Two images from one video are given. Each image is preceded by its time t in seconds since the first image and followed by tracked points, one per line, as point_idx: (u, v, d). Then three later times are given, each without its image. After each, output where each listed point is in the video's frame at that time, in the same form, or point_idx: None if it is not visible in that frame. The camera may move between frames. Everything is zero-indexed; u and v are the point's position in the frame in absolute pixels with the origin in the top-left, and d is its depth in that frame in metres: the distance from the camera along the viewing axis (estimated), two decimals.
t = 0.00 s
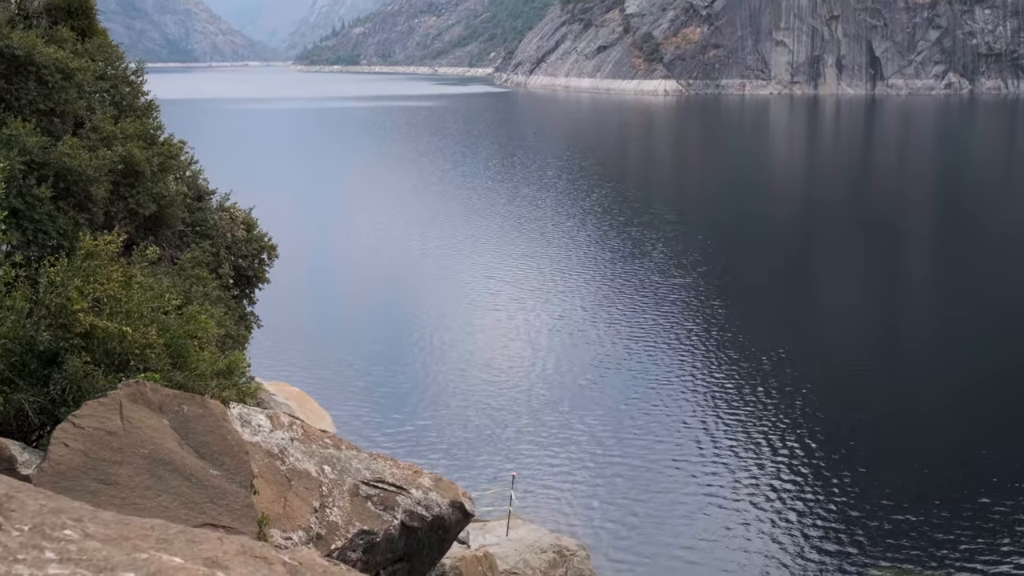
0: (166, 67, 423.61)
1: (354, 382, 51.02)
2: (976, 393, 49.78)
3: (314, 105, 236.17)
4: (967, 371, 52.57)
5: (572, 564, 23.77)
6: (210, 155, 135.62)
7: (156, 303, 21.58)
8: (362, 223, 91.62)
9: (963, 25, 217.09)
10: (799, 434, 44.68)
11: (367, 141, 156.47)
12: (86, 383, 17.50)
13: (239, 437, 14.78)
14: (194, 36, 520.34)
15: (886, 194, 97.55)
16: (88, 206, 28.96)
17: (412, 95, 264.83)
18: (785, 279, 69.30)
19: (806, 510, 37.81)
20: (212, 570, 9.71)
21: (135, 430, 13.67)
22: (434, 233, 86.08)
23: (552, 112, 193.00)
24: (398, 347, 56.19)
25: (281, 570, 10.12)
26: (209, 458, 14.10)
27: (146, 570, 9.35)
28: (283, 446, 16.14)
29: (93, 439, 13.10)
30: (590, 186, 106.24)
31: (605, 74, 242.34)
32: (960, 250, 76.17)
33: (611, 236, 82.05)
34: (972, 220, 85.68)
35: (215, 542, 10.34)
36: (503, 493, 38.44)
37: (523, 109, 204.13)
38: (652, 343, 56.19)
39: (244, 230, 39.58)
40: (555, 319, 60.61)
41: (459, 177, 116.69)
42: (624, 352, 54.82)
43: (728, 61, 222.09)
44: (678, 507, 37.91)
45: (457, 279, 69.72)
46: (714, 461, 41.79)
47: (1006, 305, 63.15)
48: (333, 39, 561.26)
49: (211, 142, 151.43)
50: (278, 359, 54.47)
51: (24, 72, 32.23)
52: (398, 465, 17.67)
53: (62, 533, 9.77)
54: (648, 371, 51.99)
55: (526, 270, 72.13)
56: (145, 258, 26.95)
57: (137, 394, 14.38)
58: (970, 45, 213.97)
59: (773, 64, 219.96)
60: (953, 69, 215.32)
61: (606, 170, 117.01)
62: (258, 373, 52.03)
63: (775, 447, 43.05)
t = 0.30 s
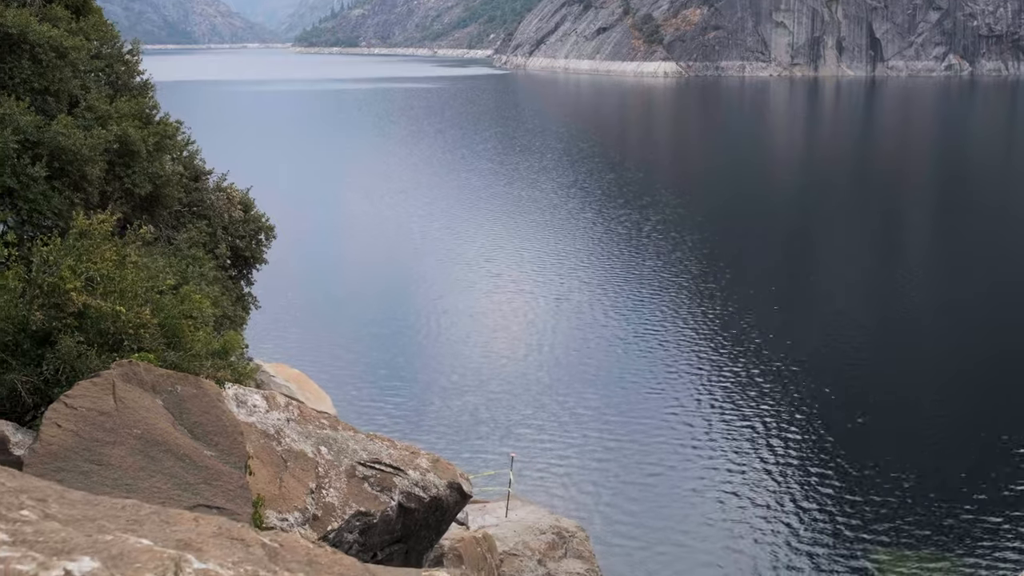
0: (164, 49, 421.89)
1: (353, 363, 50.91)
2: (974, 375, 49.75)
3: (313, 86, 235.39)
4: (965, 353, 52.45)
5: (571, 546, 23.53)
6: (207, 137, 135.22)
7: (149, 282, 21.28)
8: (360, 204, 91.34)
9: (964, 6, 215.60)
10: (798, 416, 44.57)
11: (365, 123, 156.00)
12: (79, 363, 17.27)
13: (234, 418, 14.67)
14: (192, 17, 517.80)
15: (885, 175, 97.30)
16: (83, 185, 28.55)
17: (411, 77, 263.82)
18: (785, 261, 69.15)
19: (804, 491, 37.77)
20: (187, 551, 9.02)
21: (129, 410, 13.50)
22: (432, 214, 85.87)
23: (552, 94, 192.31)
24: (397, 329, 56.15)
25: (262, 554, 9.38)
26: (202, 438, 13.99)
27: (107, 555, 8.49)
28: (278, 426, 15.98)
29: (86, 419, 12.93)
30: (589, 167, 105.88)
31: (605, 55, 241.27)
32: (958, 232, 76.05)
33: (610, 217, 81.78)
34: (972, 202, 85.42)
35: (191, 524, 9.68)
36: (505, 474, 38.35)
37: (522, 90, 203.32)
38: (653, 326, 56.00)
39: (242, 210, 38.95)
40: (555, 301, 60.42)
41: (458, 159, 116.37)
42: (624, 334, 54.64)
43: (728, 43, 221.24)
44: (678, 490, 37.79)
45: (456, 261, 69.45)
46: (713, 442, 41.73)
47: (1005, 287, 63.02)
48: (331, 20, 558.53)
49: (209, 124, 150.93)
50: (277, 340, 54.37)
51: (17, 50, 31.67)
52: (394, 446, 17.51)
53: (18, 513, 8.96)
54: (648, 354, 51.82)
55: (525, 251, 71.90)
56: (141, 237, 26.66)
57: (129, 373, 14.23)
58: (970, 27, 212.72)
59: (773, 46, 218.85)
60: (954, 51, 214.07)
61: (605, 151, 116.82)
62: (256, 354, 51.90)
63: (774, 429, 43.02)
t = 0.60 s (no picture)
0: (162, 26, 419.32)
1: (351, 339, 50.93)
2: (974, 354, 49.67)
3: (312, 63, 234.19)
4: (965, 332, 52.32)
5: (569, 523, 23.63)
6: (205, 113, 134.68)
7: (144, 257, 21.13)
8: (358, 181, 91.01)
9: None
10: (797, 394, 44.52)
11: (364, 100, 155.31)
12: (72, 339, 17.17)
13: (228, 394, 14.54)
14: None
15: (885, 152, 96.89)
16: (77, 160, 28.05)
17: (410, 54, 262.20)
18: (785, 239, 68.92)
19: (801, 469, 37.80)
20: (161, 532, 8.88)
21: (123, 386, 13.38)
22: (431, 192, 85.60)
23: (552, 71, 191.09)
24: (395, 306, 56.05)
25: (240, 534, 9.36)
26: (196, 415, 13.87)
27: (67, 537, 8.12)
28: (274, 403, 15.89)
29: (79, 396, 12.80)
30: (589, 144, 105.40)
31: (605, 33, 239.55)
32: (958, 210, 75.71)
33: (610, 195, 81.44)
34: (972, 180, 85.02)
35: (168, 504, 9.55)
36: (504, 451, 38.29)
37: (522, 67, 202.11)
38: (652, 303, 55.85)
39: (239, 186, 38.37)
40: (554, 278, 60.22)
41: (456, 136, 115.86)
42: (623, 312, 54.50)
43: (728, 20, 219.48)
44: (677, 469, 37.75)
45: (455, 239, 69.19)
46: (712, 421, 41.73)
47: (1005, 266, 62.78)
48: None
49: (206, 100, 150.26)
50: (275, 317, 54.37)
51: (11, 23, 30.39)
52: (392, 422, 17.31)
53: None
54: (647, 332, 51.69)
55: (525, 229, 71.61)
56: (135, 212, 26.41)
57: (123, 349, 14.06)
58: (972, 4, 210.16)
59: (773, 23, 216.97)
60: (954, 28, 211.49)
61: (605, 129, 116.05)
62: (254, 332, 51.80)
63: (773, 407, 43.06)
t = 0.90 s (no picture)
0: None
1: (349, 314, 50.91)
2: (972, 329, 49.63)
3: (310, 38, 232.44)
4: (965, 307, 52.21)
5: (567, 497, 22.04)
6: (202, 87, 133.93)
7: (138, 230, 20.83)
8: (356, 157, 90.65)
9: None
10: (794, 371, 44.52)
11: (363, 75, 154.30)
12: (68, 313, 16.42)
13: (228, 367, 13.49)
14: None
15: (886, 126, 96.32)
16: (74, 134, 25.51)
17: (409, 29, 260.23)
18: (783, 215, 68.68)
19: (797, 445, 37.89)
20: (139, 504, 8.14)
21: (118, 360, 12.32)
22: (430, 167, 85.32)
23: (552, 46, 189.72)
24: (393, 282, 55.97)
25: (224, 506, 8.73)
26: (191, 388, 12.87)
27: (37, 508, 7.33)
28: (271, 376, 15.61)
29: (71, 369, 11.84)
30: (589, 120, 104.87)
31: (605, 7, 237.52)
32: (958, 183, 75.50)
33: (609, 170, 81.06)
34: (973, 154, 84.62)
35: (151, 474, 8.78)
36: (503, 428, 38.31)
37: (522, 42, 200.57)
38: (651, 280, 55.75)
39: (235, 160, 37.96)
40: (553, 255, 60.03)
41: (455, 111, 115.17)
42: (622, 289, 54.39)
43: None
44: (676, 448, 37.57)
45: (453, 215, 68.85)
46: (710, 397, 41.72)
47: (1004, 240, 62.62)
48: None
49: (204, 75, 149.35)
50: (273, 290, 54.36)
51: None
52: (389, 396, 16.99)
53: None
54: (647, 308, 51.55)
55: (523, 205, 71.35)
56: (130, 186, 25.98)
57: (118, 323, 12.81)
58: None
59: None
60: (957, 4, 208.22)
61: (603, 104, 115.49)
62: (252, 306, 51.81)
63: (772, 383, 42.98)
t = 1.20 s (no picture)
0: None
1: (348, 288, 50.75)
2: (972, 303, 49.61)
3: (307, 8, 230.51)
4: (965, 280, 52.16)
5: (566, 469, 21.47)
6: (199, 57, 132.94)
7: (133, 202, 20.61)
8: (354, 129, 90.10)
9: None
10: (793, 345, 44.49)
11: (360, 46, 153.08)
12: (64, 285, 16.38)
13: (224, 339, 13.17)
14: None
15: (886, 99, 95.64)
16: (69, 105, 24.30)
17: None
18: (783, 188, 68.38)
19: (795, 420, 37.95)
20: (124, 478, 6.86)
21: (114, 334, 11.98)
22: (428, 140, 84.81)
23: (551, 18, 188.01)
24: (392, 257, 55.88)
25: (212, 478, 7.37)
26: (187, 360, 12.49)
27: (17, 480, 5.98)
28: (267, 349, 15.65)
29: (69, 342, 11.52)
30: (588, 92, 104.15)
31: None
32: (958, 156, 75.18)
33: (608, 143, 80.60)
34: (973, 126, 84.15)
35: (137, 446, 7.53)
36: (503, 399, 38.67)
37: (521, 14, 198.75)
38: (650, 254, 55.64)
39: (232, 132, 37.71)
40: (552, 228, 59.82)
41: (452, 84, 114.32)
42: (621, 264, 54.25)
43: None
44: (675, 424, 37.60)
45: (450, 188, 68.54)
46: (709, 371, 41.77)
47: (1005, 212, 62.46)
48: None
49: (201, 46, 148.30)
50: (271, 262, 54.15)
51: None
52: (386, 367, 16.99)
53: None
54: (646, 283, 51.46)
55: (521, 178, 71.01)
56: (125, 159, 25.56)
57: (112, 295, 12.52)
58: None
59: None
60: None
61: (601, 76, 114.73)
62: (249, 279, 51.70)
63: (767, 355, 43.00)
